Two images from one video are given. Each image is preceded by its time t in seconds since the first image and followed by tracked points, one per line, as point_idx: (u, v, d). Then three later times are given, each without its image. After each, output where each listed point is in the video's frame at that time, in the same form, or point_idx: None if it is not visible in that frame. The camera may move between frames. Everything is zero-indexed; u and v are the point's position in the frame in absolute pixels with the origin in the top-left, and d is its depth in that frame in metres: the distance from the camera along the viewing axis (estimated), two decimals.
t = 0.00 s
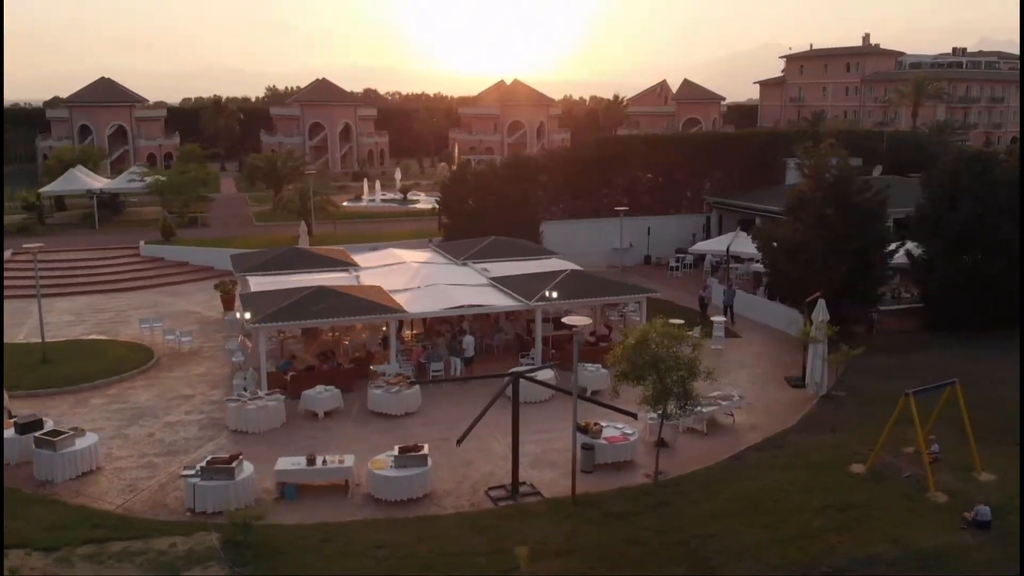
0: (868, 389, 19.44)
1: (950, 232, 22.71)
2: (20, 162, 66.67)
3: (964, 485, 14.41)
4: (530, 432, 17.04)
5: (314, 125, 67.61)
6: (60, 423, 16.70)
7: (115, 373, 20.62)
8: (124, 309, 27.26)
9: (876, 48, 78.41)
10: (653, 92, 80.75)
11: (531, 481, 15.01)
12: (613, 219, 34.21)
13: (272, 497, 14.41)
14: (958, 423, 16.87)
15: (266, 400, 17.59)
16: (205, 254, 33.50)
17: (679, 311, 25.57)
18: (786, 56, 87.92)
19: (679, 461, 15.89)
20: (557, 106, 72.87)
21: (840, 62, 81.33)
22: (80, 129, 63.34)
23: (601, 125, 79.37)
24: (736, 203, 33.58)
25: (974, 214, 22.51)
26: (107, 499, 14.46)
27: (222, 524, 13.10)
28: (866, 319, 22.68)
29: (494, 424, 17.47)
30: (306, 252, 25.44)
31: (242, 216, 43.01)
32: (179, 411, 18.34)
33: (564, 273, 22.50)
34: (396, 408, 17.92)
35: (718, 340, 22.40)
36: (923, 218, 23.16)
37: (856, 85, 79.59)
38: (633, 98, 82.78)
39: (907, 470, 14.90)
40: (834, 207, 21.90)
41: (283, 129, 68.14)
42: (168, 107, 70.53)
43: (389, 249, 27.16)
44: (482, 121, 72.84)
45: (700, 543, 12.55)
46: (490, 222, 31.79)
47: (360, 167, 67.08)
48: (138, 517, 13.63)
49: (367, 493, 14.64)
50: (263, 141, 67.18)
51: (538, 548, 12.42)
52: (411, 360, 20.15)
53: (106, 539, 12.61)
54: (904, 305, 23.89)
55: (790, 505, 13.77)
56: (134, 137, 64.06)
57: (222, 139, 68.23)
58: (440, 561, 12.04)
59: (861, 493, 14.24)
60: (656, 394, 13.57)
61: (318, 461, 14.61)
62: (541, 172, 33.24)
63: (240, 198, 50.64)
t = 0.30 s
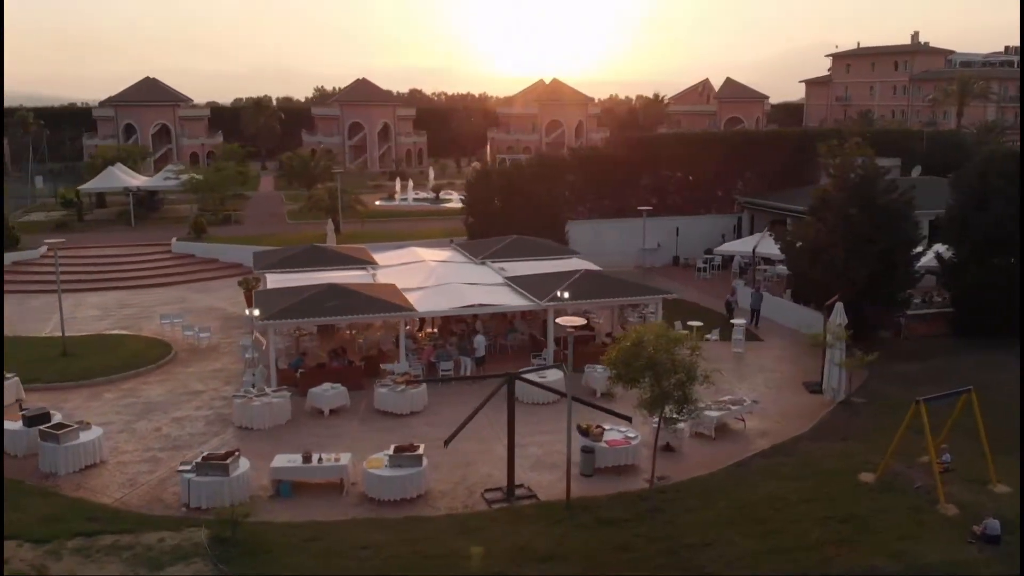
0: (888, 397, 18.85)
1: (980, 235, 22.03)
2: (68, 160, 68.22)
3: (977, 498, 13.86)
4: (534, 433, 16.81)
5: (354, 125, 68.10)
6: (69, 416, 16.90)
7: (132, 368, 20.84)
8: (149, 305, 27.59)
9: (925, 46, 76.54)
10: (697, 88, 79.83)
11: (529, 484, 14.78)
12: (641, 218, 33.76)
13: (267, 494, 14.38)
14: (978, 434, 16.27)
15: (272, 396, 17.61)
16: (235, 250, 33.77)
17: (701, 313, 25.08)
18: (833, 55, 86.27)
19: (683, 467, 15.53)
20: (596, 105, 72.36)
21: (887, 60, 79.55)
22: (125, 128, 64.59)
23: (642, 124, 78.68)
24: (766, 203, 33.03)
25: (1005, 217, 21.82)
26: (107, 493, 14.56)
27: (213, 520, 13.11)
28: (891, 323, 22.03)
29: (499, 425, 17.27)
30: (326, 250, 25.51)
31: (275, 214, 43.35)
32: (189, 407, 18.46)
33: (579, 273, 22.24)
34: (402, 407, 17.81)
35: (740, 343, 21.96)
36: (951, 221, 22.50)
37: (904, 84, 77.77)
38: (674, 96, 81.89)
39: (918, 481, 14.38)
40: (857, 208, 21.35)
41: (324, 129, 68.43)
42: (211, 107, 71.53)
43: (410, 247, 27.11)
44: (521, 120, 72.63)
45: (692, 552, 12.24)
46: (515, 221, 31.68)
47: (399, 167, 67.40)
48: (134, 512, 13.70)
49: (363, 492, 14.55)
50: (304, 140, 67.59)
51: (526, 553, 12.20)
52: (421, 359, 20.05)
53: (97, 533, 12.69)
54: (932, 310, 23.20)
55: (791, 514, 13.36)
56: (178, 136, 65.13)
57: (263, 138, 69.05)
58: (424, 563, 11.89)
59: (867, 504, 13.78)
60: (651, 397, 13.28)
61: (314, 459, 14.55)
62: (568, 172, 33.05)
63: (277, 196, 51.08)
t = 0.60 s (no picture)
0: (905, 404, 18.31)
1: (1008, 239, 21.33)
2: (112, 159, 69.52)
3: (985, 510, 13.36)
4: (536, 434, 16.62)
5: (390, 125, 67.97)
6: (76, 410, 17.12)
7: (146, 362, 21.07)
8: (173, 301, 27.92)
9: (974, 44, 74.64)
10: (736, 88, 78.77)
11: (524, 486, 14.60)
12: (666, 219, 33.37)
13: (261, 491, 14.40)
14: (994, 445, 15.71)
15: (277, 392, 17.66)
16: (261, 248, 34.06)
17: (721, 314, 24.65)
18: (878, 53, 84.53)
19: (684, 471, 15.22)
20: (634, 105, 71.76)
21: (934, 59, 77.73)
22: (167, 127, 65.69)
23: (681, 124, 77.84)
24: (795, 203, 32.43)
25: None
26: (106, 486, 14.70)
27: (203, 515, 13.14)
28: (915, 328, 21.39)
29: (501, 425, 17.12)
30: (345, 248, 25.55)
31: (306, 213, 43.68)
32: (197, 402, 18.60)
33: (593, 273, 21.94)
34: (404, 405, 17.74)
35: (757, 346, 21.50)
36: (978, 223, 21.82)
37: (951, 83, 75.93)
38: (714, 95, 80.97)
39: (924, 490, 13.93)
40: (878, 205, 20.71)
41: (361, 129, 68.87)
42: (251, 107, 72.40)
43: (429, 246, 27.07)
44: (558, 120, 72.35)
45: (680, 558, 11.97)
46: (539, 221, 31.58)
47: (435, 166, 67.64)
48: (128, 505, 13.81)
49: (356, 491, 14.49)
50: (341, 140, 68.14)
51: (510, 556, 12.03)
52: (430, 359, 19.96)
53: (87, 526, 12.79)
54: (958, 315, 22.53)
55: (788, 521, 13.02)
56: (218, 136, 66.06)
57: (301, 137, 69.74)
58: (406, 563, 11.78)
59: (868, 512, 13.37)
60: (643, 398, 13.04)
61: (308, 455, 14.53)
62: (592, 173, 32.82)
63: (311, 195, 51.51)
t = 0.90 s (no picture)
0: (919, 411, 17.81)
1: None
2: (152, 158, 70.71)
3: (987, 521, 12.94)
4: (535, 436, 16.47)
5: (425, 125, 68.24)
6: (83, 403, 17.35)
7: (158, 358, 21.30)
8: (194, 297, 28.23)
9: (1022, 42, 72.76)
10: (776, 87, 77.67)
11: (517, 487, 14.46)
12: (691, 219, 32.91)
13: (254, 487, 14.46)
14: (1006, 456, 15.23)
15: (280, 389, 17.73)
16: (286, 246, 34.32)
17: (739, 317, 24.24)
18: (923, 52, 82.77)
19: (681, 475, 14.95)
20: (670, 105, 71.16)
21: (981, 58, 75.90)
22: (206, 126, 66.64)
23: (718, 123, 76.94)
24: (823, 203, 31.82)
25: None
26: (104, 479, 14.87)
27: (192, 509, 13.21)
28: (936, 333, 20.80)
29: (501, 426, 16.99)
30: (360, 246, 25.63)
31: (336, 211, 43.95)
32: (204, 397, 18.75)
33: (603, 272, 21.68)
34: (406, 403, 17.70)
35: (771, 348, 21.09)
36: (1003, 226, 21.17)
37: (998, 82, 74.08)
38: (753, 95, 79.98)
39: (926, 499, 13.52)
40: (895, 205, 20.16)
41: (396, 129, 69.17)
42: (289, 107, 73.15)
43: (446, 245, 27.03)
44: (593, 120, 72.00)
45: (664, 563, 11.74)
46: (560, 221, 31.32)
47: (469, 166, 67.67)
48: (122, 498, 13.93)
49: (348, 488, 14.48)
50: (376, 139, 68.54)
51: (492, 557, 11.90)
52: (437, 358, 19.88)
53: (78, 518, 12.92)
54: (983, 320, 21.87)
55: (780, 528, 12.71)
56: (255, 135, 66.80)
57: (337, 137, 70.27)
58: (386, 562, 11.72)
59: (865, 521, 13.01)
60: (630, 401, 12.82)
61: (301, 452, 14.54)
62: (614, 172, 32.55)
63: (343, 193, 51.84)
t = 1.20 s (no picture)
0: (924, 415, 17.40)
1: None
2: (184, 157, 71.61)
3: (979, 530, 12.62)
4: (527, 436, 16.36)
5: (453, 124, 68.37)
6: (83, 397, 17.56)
7: (164, 353, 21.52)
8: (208, 294, 28.48)
9: None
10: (808, 87, 76.63)
11: (502, 487, 14.37)
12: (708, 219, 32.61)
13: (241, 482, 14.50)
14: (1008, 465, 14.84)
15: (277, 385, 17.79)
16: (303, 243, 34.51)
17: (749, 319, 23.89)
18: (961, 51, 81.12)
19: (672, 477, 14.74)
20: (700, 104, 70.67)
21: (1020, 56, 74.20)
22: (236, 126, 67.34)
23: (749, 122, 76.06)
24: (842, 203, 31.29)
25: None
26: (96, 472, 15.02)
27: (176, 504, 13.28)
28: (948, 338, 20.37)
29: (494, 425, 16.90)
30: (370, 244, 25.72)
31: (357, 210, 44.14)
32: (204, 392, 18.89)
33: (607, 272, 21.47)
34: (403, 402, 17.67)
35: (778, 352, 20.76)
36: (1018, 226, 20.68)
37: None
38: (785, 94, 78.99)
39: (918, 507, 13.20)
40: (905, 205, 19.78)
41: (424, 128, 69.34)
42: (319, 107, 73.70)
43: (455, 243, 27.02)
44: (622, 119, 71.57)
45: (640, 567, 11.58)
46: (574, 220, 31.26)
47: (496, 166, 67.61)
48: (110, 491, 14.06)
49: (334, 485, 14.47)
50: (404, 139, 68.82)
51: (467, 557, 11.82)
52: (437, 355, 19.83)
53: (62, 510, 13.05)
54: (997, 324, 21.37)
55: (764, 532, 12.49)
56: (284, 135, 67.32)
57: (366, 137, 70.60)
58: (361, 561, 11.67)
59: (853, 527, 12.71)
60: (612, 402, 12.66)
61: (288, 449, 14.57)
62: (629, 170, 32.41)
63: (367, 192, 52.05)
